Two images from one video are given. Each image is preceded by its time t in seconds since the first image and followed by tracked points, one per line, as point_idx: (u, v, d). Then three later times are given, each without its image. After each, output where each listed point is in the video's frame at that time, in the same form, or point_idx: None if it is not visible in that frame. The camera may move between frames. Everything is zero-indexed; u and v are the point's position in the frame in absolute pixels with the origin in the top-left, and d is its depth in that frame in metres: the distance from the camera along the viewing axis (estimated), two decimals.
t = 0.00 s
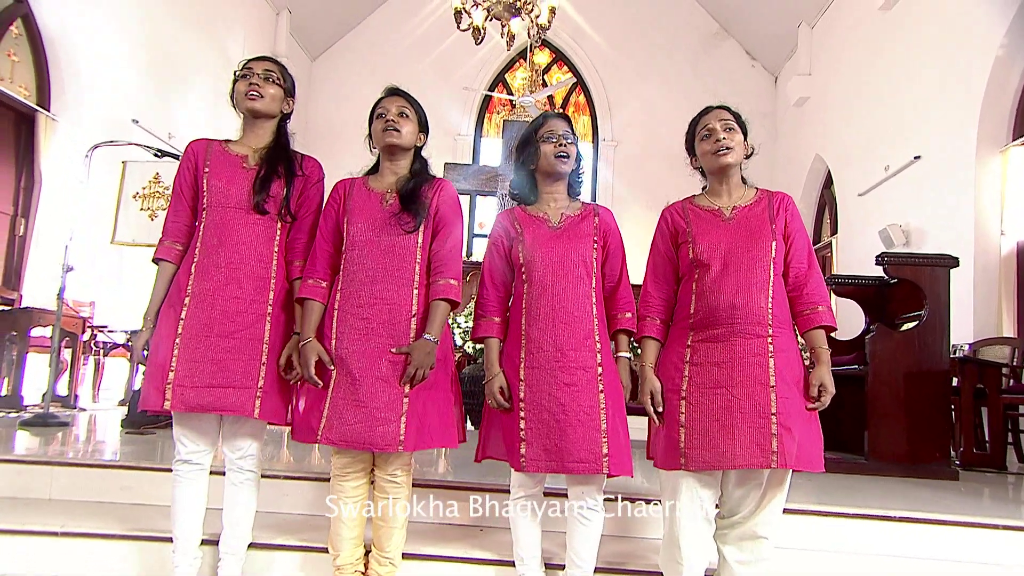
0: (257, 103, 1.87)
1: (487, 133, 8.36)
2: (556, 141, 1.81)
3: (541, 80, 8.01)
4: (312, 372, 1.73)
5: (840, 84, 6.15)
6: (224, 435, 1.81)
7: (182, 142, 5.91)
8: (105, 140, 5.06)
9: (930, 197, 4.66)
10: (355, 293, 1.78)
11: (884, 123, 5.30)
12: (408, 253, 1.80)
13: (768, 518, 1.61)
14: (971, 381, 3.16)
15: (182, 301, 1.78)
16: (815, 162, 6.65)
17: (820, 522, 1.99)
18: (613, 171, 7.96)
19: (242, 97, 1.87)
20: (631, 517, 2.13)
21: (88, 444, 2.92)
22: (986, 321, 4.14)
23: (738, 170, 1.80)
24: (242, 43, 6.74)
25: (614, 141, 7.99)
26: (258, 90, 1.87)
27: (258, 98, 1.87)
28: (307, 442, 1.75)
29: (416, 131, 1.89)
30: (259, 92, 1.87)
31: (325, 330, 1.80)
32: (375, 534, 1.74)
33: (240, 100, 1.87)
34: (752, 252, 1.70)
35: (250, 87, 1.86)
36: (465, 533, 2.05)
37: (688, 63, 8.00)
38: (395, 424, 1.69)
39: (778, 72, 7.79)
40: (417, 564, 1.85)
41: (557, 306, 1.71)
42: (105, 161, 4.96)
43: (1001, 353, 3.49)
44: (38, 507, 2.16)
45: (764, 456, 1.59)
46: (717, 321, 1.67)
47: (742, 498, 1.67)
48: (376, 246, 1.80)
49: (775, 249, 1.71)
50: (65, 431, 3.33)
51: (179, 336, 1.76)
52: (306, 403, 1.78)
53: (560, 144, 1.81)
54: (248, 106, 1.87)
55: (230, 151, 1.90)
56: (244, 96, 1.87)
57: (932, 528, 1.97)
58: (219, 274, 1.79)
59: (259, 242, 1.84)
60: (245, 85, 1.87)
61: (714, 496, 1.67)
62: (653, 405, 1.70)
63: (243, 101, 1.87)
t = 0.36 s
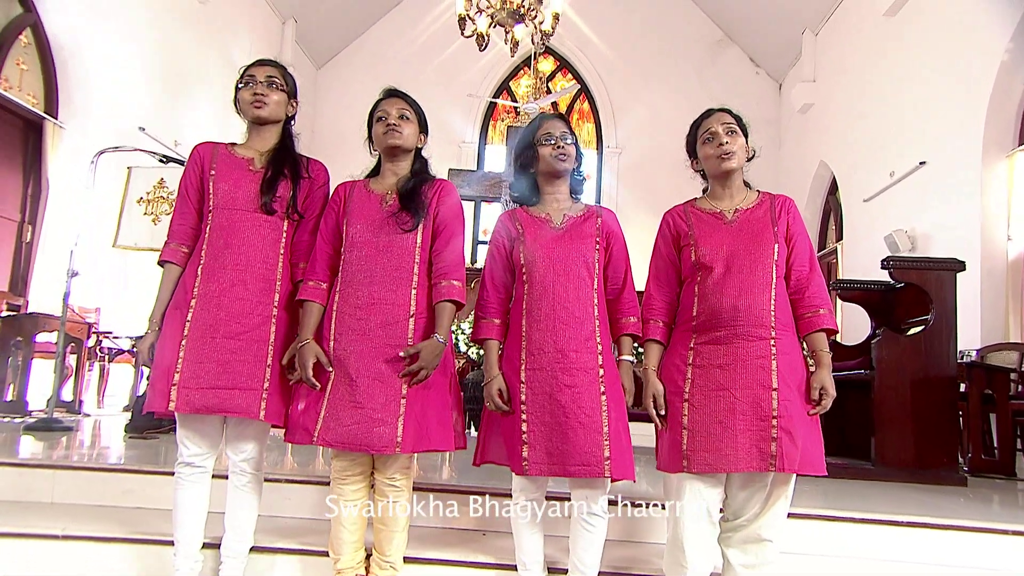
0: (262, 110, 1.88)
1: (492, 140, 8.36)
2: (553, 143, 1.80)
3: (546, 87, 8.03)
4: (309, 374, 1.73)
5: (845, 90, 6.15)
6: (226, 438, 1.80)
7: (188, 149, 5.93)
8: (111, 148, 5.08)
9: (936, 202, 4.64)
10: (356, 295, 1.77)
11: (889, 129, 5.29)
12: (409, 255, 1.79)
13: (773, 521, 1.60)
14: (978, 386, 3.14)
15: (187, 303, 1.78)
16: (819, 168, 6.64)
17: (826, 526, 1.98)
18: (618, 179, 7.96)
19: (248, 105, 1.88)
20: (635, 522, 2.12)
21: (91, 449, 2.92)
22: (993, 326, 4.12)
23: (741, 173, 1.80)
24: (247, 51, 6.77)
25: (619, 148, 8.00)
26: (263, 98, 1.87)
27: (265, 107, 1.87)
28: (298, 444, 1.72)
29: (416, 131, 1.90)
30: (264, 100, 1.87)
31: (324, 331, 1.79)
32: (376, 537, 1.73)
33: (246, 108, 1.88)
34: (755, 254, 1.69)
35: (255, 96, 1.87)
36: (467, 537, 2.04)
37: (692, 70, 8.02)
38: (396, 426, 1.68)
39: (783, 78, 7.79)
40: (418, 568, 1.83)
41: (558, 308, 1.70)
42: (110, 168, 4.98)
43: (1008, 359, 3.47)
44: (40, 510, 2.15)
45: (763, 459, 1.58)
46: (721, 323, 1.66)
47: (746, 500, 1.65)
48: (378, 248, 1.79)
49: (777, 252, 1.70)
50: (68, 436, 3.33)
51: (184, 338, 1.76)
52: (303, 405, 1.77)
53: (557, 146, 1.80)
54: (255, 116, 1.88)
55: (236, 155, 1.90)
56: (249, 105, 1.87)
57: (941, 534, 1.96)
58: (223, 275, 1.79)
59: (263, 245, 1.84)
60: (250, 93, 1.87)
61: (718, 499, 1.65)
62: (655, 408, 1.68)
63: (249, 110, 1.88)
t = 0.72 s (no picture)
0: (266, 110, 1.88)
1: (496, 145, 8.37)
2: (558, 142, 1.79)
3: (550, 92, 8.04)
4: (314, 374, 1.72)
5: (850, 94, 6.13)
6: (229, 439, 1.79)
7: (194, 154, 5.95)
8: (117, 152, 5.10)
9: (942, 204, 4.62)
10: (360, 295, 1.77)
11: (894, 132, 5.28)
12: (412, 256, 1.79)
13: (778, 522, 1.58)
14: (986, 389, 3.11)
15: (191, 304, 1.78)
16: (824, 172, 6.62)
17: (833, 530, 1.96)
18: (622, 183, 7.95)
19: (251, 105, 1.88)
20: (639, 524, 2.10)
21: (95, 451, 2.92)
22: (1001, 329, 4.09)
23: (745, 172, 1.79)
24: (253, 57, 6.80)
25: (623, 152, 7.99)
26: (266, 97, 1.87)
27: (268, 106, 1.87)
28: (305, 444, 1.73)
29: (419, 132, 1.90)
30: (267, 99, 1.88)
31: (328, 332, 1.79)
32: (377, 539, 1.72)
33: (249, 108, 1.88)
34: (760, 253, 1.67)
35: (258, 95, 1.87)
36: (470, 539, 2.03)
37: (696, 74, 8.01)
38: (400, 427, 1.68)
39: (787, 82, 7.78)
40: (420, 570, 1.82)
41: (562, 308, 1.69)
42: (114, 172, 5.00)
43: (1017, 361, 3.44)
44: (41, 511, 2.15)
45: (769, 459, 1.56)
46: (727, 323, 1.64)
47: (750, 501, 1.63)
48: (382, 249, 1.79)
49: (782, 251, 1.69)
50: (72, 438, 3.33)
51: (189, 338, 1.76)
52: (306, 406, 1.77)
53: (562, 146, 1.79)
54: (259, 116, 1.88)
55: (239, 155, 1.90)
56: (252, 104, 1.87)
57: (949, 537, 1.93)
58: (227, 276, 1.79)
59: (267, 245, 1.83)
60: (253, 93, 1.87)
61: (722, 500, 1.64)
62: (659, 408, 1.67)
63: (253, 110, 1.88)
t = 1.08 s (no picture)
0: (266, 105, 1.88)
1: (501, 146, 8.37)
2: (569, 138, 1.79)
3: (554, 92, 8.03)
4: (320, 370, 1.71)
5: (856, 93, 6.11)
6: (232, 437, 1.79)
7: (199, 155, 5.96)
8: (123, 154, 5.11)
9: (949, 204, 4.59)
10: (363, 292, 1.76)
11: (900, 132, 5.25)
12: (416, 252, 1.79)
13: (783, 519, 1.57)
14: (994, 388, 3.09)
15: (194, 302, 1.78)
16: (830, 172, 6.60)
17: (840, 529, 1.94)
18: (627, 184, 7.94)
19: (252, 100, 1.88)
20: (643, 522, 2.09)
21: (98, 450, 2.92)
22: (1009, 328, 4.06)
23: (750, 168, 1.77)
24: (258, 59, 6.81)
25: (628, 153, 7.98)
26: (266, 93, 1.87)
27: (268, 102, 1.87)
28: (314, 440, 1.74)
29: (425, 130, 1.89)
30: (267, 95, 1.87)
31: (332, 330, 1.79)
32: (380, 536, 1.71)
33: (250, 103, 1.87)
34: (764, 249, 1.66)
35: (259, 91, 1.87)
36: (472, 538, 2.02)
37: (701, 75, 7.99)
38: (403, 423, 1.67)
39: (793, 82, 7.76)
40: (424, 568, 1.81)
41: (565, 304, 1.68)
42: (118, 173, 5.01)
43: None
44: (44, 509, 2.15)
45: (774, 456, 1.54)
46: (731, 319, 1.63)
47: (755, 498, 1.61)
48: (385, 245, 1.79)
49: (786, 247, 1.68)
50: (76, 438, 3.34)
51: (191, 336, 1.75)
52: (314, 404, 1.77)
53: (572, 141, 1.79)
54: (259, 111, 1.88)
55: (241, 152, 1.89)
56: (253, 100, 1.87)
57: (958, 537, 1.92)
58: (230, 273, 1.78)
59: (269, 242, 1.83)
60: (254, 88, 1.87)
61: (727, 498, 1.62)
62: (662, 405, 1.66)
63: (254, 105, 1.88)
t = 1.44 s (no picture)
0: (267, 100, 1.87)
1: (505, 145, 8.35)
2: (574, 130, 1.78)
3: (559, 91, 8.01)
4: (325, 363, 1.71)
5: (861, 91, 6.08)
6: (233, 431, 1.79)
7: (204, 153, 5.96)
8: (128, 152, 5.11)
9: (956, 201, 4.56)
10: (365, 286, 1.76)
11: (906, 129, 5.22)
12: (418, 246, 1.78)
13: (788, 513, 1.55)
14: (1001, 385, 3.07)
15: (194, 295, 1.77)
16: (836, 170, 6.57)
17: (846, 525, 1.92)
18: (632, 183, 7.92)
19: (253, 94, 1.87)
20: (646, 519, 2.08)
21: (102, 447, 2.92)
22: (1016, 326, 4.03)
23: (754, 161, 1.76)
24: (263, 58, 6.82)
25: (633, 152, 7.97)
26: (267, 87, 1.87)
27: (269, 96, 1.87)
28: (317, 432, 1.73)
29: (427, 126, 1.88)
30: (268, 89, 1.87)
31: (335, 324, 1.78)
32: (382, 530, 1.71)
33: (251, 97, 1.87)
34: (769, 242, 1.65)
35: (259, 85, 1.86)
36: (475, 533, 2.01)
37: (706, 73, 7.97)
38: (405, 417, 1.66)
39: (798, 80, 7.73)
40: (426, 564, 1.80)
41: (567, 297, 1.67)
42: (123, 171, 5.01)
43: None
44: (46, 505, 2.15)
45: (779, 450, 1.53)
46: (736, 313, 1.62)
47: (759, 494, 1.60)
48: (387, 239, 1.78)
49: (791, 240, 1.66)
50: (80, 435, 3.34)
51: (192, 329, 1.75)
52: (317, 398, 1.76)
53: (577, 134, 1.77)
54: (259, 105, 1.88)
55: (242, 146, 1.89)
56: (254, 94, 1.87)
57: (965, 534, 1.90)
58: (231, 267, 1.78)
59: (270, 237, 1.83)
60: (254, 83, 1.87)
61: (730, 492, 1.61)
62: (666, 399, 1.64)
63: (254, 100, 1.88)
